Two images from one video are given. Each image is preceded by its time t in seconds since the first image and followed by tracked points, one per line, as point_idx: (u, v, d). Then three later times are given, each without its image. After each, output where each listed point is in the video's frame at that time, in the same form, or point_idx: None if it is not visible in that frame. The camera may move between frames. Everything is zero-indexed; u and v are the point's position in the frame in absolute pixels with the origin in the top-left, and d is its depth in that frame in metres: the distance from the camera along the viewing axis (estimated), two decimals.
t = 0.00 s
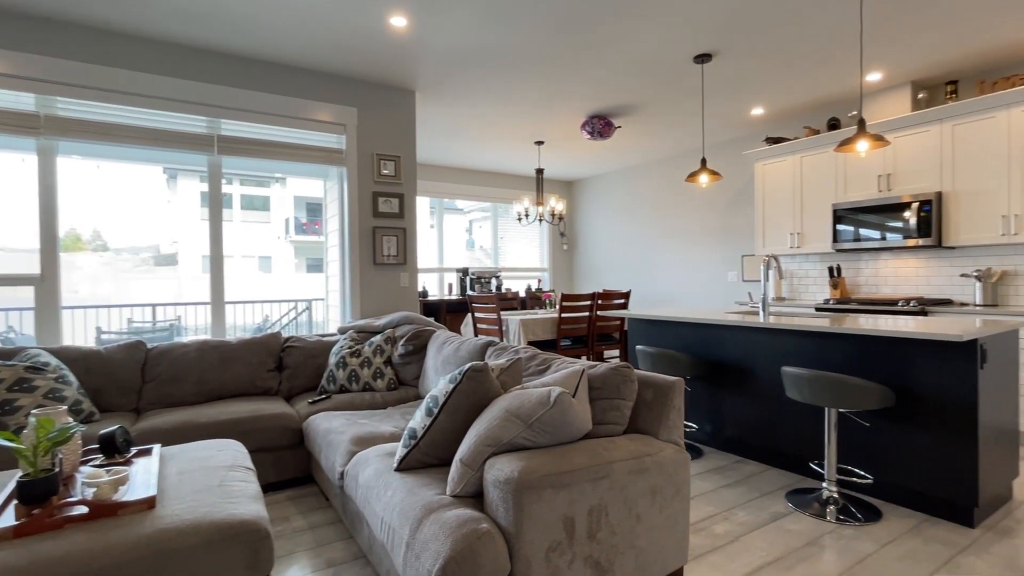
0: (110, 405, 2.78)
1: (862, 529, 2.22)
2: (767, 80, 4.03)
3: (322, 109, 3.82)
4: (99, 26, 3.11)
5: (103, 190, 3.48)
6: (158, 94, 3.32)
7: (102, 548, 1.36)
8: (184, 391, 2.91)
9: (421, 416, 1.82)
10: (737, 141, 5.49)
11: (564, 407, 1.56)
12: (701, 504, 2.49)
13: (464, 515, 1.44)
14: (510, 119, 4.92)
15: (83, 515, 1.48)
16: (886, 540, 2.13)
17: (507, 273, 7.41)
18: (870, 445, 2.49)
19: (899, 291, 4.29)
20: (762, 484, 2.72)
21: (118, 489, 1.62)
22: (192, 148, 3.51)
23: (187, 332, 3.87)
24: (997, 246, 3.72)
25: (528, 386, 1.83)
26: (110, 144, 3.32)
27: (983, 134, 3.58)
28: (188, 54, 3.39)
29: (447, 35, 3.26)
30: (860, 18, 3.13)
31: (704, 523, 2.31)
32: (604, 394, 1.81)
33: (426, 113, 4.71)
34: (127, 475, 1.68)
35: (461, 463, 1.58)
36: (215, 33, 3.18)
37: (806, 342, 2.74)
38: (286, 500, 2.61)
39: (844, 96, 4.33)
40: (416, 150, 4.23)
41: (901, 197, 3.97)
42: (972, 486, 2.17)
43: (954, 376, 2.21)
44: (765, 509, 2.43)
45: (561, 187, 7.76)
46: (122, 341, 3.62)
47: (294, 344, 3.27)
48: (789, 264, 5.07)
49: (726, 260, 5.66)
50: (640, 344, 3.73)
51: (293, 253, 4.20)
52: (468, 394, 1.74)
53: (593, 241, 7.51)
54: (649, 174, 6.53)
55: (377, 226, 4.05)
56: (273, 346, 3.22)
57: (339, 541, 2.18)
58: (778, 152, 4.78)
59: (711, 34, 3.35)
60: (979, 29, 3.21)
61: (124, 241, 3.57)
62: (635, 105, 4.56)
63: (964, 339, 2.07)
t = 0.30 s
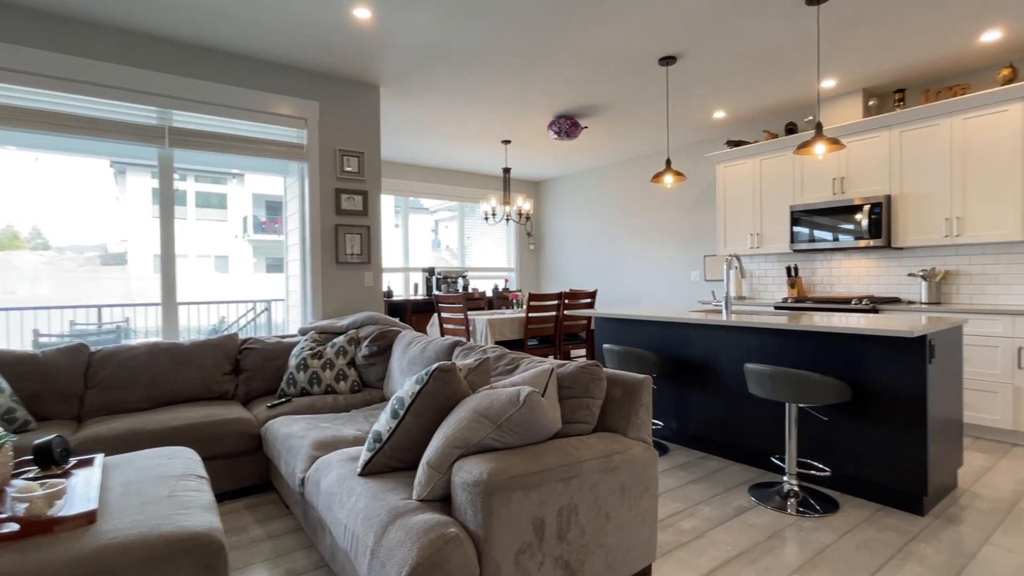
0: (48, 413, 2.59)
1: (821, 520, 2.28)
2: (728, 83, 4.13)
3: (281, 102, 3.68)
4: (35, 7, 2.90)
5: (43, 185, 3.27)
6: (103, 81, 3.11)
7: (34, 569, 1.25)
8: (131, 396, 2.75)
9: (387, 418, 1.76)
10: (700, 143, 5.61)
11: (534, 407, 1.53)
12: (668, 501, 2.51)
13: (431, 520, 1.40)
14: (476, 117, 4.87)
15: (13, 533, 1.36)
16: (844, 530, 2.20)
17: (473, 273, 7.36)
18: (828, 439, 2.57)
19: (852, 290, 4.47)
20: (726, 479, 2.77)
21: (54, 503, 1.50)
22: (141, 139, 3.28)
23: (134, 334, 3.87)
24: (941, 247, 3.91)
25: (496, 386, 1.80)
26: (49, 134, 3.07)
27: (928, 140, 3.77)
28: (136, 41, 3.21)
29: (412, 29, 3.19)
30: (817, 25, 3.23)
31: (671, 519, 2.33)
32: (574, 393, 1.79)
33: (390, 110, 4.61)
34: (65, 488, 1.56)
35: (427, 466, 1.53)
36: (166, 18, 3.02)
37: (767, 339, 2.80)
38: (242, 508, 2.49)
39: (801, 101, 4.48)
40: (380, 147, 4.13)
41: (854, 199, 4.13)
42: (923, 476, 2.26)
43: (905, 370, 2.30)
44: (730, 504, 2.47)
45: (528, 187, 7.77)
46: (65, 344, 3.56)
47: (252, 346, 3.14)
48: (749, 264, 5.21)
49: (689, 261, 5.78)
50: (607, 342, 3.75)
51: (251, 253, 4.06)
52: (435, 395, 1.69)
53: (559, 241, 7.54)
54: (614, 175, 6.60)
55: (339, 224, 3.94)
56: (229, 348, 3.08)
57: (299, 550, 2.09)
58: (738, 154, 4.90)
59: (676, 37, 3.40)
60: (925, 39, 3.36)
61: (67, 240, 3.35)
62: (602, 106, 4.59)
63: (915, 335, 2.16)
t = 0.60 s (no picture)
0: None
1: (783, 516, 2.33)
2: (693, 87, 4.20)
3: (239, 96, 3.54)
4: None
5: None
6: (41, 68, 2.91)
7: None
8: (72, 405, 2.57)
9: (350, 424, 1.69)
10: (665, 146, 5.69)
11: (501, 411, 1.49)
12: (635, 501, 2.52)
13: (396, 529, 1.35)
14: (443, 115, 4.81)
15: None
16: (804, 525, 2.25)
17: (440, 273, 7.27)
18: (788, 436, 2.63)
19: (809, 290, 4.61)
20: (691, 477, 2.80)
21: None
22: (85, 131, 3.08)
23: (80, 339, 3.39)
24: (891, 249, 4.08)
25: (463, 389, 1.76)
26: None
27: (879, 146, 3.92)
28: (78, 26, 3.01)
29: (377, 23, 3.11)
30: (778, 32, 3.31)
31: (639, 519, 2.33)
32: (542, 395, 1.77)
33: (354, 105, 4.50)
34: None
35: (392, 474, 1.48)
36: (111, 3, 2.85)
37: (730, 338, 2.85)
38: (195, 521, 2.36)
39: (761, 106, 4.60)
40: (343, 144, 4.02)
41: (811, 203, 4.27)
42: (877, 470, 2.34)
43: (861, 368, 2.37)
44: (695, 502, 2.50)
45: (496, 187, 7.73)
46: None
47: (206, 351, 2.99)
48: (712, 265, 5.32)
49: (655, 261, 5.86)
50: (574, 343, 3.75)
51: (208, 253, 3.89)
52: (400, 400, 1.64)
53: (526, 242, 7.54)
54: (582, 176, 6.64)
55: (300, 223, 3.81)
56: (181, 352, 2.93)
57: (256, 564, 1.99)
58: (702, 157, 5.00)
59: (642, 39, 3.43)
60: (877, 48, 3.50)
61: (4, 238, 3.12)
62: (570, 107, 4.60)
63: (870, 333, 2.23)
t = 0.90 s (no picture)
0: None
1: (750, 513, 2.38)
2: (661, 91, 4.26)
3: (197, 89, 3.39)
4: None
5: None
6: None
7: None
8: (13, 415, 2.41)
9: (315, 432, 1.64)
10: (633, 148, 5.76)
11: (473, 416, 1.46)
12: (606, 502, 2.53)
13: (363, 541, 1.30)
14: (412, 114, 4.74)
15: None
16: (770, 522, 2.30)
17: (409, 274, 7.17)
18: (754, 434, 2.69)
19: (772, 291, 4.74)
20: (660, 477, 2.83)
21: None
22: (27, 123, 2.90)
23: (22, 343, 3.18)
24: (849, 251, 4.23)
25: (433, 394, 1.72)
26: None
27: (837, 152, 4.06)
28: (20, 10, 2.83)
29: (343, 18, 3.03)
30: (742, 39, 3.39)
31: (610, 521, 2.34)
32: (513, 398, 1.75)
33: (320, 102, 4.38)
34: None
35: (359, 483, 1.43)
36: None
37: (698, 339, 2.89)
38: (149, 536, 2.25)
39: (726, 111, 4.70)
40: (308, 141, 3.91)
41: (773, 206, 4.39)
42: (838, 466, 2.41)
43: (822, 367, 2.44)
44: (665, 501, 2.52)
45: (465, 187, 7.68)
46: None
47: (161, 356, 2.85)
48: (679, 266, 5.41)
49: (623, 262, 5.92)
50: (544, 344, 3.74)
51: (165, 253, 3.71)
52: (368, 406, 1.59)
53: (496, 243, 7.51)
54: (552, 177, 6.66)
55: (263, 222, 3.69)
56: (134, 357, 2.78)
57: None
58: (669, 160, 5.08)
59: (612, 43, 3.46)
60: (835, 57, 3.62)
61: None
62: (540, 108, 4.60)
63: (832, 334, 2.29)
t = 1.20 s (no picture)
0: None
1: (721, 511, 2.42)
2: (632, 93, 4.30)
3: (156, 82, 3.24)
4: None
5: None
6: None
7: None
8: None
9: (285, 440, 1.58)
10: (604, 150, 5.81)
11: (450, 421, 1.43)
12: (581, 503, 2.53)
13: (337, 552, 1.26)
14: (382, 112, 4.66)
15: None
16: (741, 519, 2.34)
17: (378, 275, 7.05)
18: (724, 433, 2.74)
19: (739, 291, 4.85)
20: (634, 477, 2.85)
21: None
22: None
23: None
24: (811, 253, 4.37)
25: (408, 399, 1.68)
26: None
27: (801, 157, 4.19)
28: None
29: (312, 11, 2.95)
30: (712, 44, 3.45)
31: (585, 522, 2.34)
32: (490, 402, 1.73)
33: (286, 98, 4.26)
34: None
35: (332, 492, 1.38)
36: None
37: (670, 340, 2.93)
38: (103, 551, 2.13)
39: (695, 115, 4.79)
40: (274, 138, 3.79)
41: (740, 209, 4.49)
42: (805, 463, 2.47)
43: (790, 366, 2.50)
44: (639, 501, 2.54)
45: (436, 187, 7.60)
46: None
47: (116, 361, 2.71)
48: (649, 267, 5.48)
49: (595, 263, 5.97)
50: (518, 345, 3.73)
51: (120, 252, 3.53)
52: (340, 412, 1.54)
53: (467, 243, 7.47)
54: (524, 178, 6.66)
55: (226, 221, 3.55)
56: (87, 362, 2.64)
57: None
58: (640, 162, 5.14)
59: (585, 45, 3.47)
60: (800, 65, 3.73)
61: None
62: (513, 108, 4.59)
63: (800, 334, 2.35)
